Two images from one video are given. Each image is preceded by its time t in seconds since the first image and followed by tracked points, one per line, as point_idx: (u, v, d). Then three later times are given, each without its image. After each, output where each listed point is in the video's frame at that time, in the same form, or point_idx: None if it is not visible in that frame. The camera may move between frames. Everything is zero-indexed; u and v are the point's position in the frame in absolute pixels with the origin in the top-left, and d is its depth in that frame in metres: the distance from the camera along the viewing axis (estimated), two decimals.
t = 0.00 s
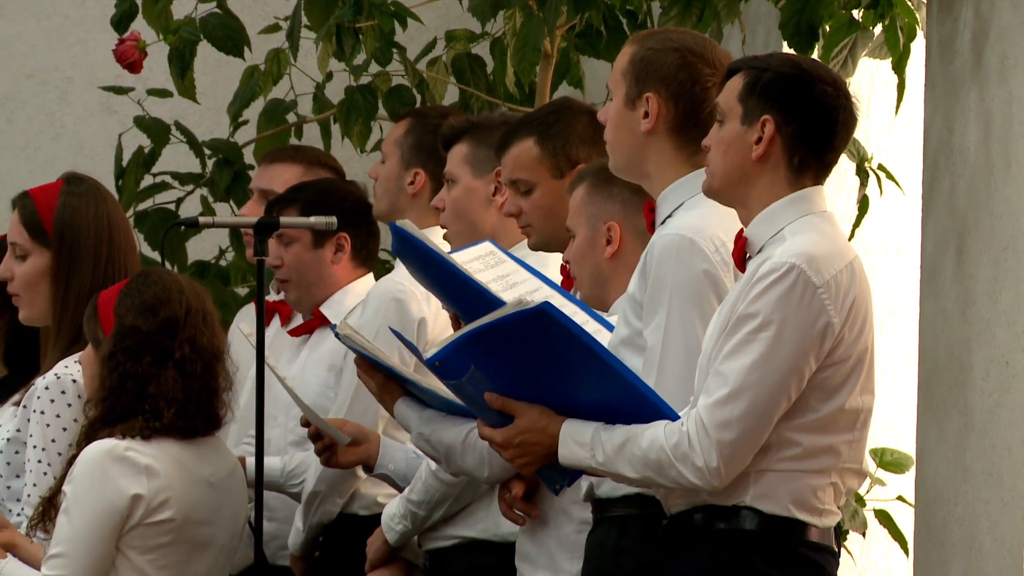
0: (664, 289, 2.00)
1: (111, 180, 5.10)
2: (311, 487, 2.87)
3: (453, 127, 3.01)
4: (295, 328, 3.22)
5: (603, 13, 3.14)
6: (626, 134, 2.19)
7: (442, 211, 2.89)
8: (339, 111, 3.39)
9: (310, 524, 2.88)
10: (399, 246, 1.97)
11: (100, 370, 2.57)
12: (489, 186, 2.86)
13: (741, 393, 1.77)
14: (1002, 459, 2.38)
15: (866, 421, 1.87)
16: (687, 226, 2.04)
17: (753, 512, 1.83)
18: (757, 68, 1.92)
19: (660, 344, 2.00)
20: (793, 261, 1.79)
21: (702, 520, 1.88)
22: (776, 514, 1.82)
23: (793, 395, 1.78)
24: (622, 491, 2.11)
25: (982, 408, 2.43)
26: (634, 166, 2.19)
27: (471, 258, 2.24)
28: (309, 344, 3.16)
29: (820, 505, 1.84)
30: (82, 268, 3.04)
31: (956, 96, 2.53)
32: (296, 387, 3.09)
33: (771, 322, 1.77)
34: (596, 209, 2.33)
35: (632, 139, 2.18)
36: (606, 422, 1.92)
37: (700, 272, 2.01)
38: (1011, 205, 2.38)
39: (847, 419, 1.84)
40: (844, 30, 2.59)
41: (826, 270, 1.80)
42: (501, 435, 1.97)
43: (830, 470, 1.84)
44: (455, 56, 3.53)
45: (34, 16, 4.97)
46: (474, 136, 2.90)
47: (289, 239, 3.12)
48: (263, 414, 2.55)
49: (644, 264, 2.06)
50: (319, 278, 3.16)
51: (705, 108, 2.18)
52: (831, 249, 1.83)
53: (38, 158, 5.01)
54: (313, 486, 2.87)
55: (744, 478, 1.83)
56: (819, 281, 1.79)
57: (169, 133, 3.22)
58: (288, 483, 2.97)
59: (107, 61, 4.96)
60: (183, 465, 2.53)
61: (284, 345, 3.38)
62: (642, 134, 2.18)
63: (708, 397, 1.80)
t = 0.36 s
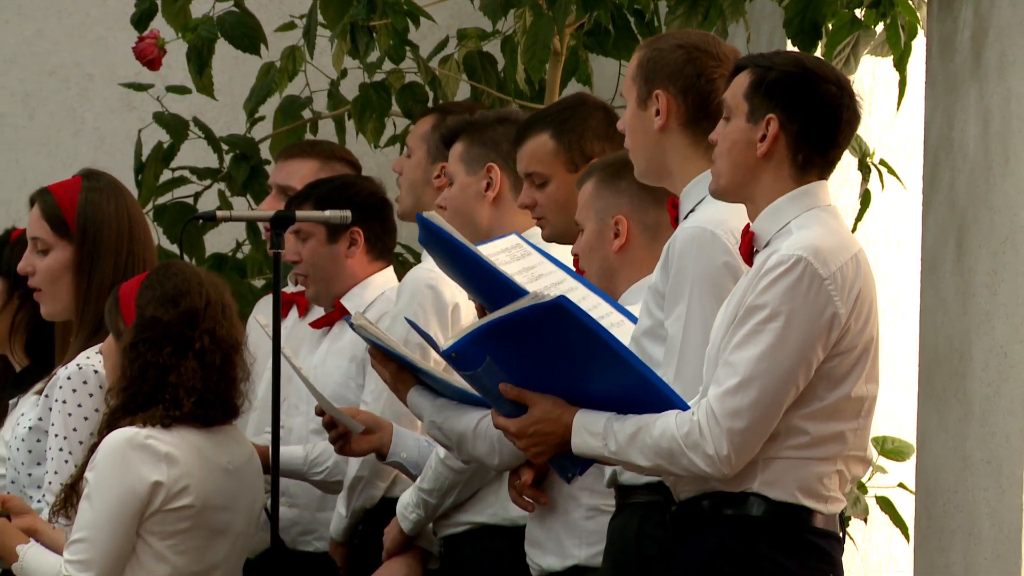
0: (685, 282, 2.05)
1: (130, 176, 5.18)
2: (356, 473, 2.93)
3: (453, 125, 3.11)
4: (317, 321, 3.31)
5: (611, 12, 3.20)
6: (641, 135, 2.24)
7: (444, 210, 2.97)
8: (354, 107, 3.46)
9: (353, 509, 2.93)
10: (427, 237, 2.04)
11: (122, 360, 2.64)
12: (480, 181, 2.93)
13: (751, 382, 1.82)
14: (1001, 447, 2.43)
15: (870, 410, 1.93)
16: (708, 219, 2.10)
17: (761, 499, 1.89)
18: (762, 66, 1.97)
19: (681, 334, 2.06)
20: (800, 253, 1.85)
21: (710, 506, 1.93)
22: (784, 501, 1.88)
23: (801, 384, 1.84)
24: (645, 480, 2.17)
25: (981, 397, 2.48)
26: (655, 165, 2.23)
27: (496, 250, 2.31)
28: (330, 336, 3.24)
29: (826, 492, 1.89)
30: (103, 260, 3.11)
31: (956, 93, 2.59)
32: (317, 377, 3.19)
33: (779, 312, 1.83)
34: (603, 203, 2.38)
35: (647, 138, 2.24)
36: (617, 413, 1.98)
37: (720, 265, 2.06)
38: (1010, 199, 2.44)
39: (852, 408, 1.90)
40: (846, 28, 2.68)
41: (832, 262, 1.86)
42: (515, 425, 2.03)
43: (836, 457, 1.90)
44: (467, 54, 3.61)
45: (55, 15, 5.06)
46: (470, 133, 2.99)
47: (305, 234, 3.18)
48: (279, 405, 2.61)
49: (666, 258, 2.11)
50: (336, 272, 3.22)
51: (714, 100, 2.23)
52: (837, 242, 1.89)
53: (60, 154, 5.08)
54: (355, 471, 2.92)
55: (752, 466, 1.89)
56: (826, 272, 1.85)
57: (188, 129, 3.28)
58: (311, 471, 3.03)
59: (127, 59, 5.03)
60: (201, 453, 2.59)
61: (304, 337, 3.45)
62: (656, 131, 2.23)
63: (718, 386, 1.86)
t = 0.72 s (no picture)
0: (705, 268, 2.11)
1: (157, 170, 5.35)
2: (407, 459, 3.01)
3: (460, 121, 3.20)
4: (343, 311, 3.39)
5: (625, 7, 3.26)
6: (658, 132, 2.30)
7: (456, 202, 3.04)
8: (375, 101, 3.53)
9: (400, 493, 3.00)
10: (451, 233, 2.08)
11: (146, 348, 2.71)
12: (485, 175, 3.00)
13: (773, 375, 1.88)
14: (1007, 432, 2.49)
15: (881, 396, 1.99)
16: (726, 210, 2.16)
17: (777, 484, 1.95)
18: (790, 61, 2.03)
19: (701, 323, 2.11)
20: (809, 244, 1.91)
21: (726, 492, 2.00)
22: (799, 486, 1.94)
23: (821, 368, 1.89)
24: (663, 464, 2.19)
25: (988, 384, 2.53)
26: (675, 161, 2.29)
27: (522, 246, 2.37)
28: (357, 325, 3.32)
29: (839, 477, 1.96)
30: (129, 250, 3.17)
31: (963, 88, 2.64)
32: (343, 365, 3.28)
33: (792, 305, 1.89)
34: (616, 196, 2.45)
35: (664, 133, 2.30)
36: (643, 417, 2.04)
37: (740, 254, 2.12)
38: (1015, 190, 2.49)
39: (865, 393, 1.97)
40: (856, 24, 2.74)
41: (841, 251, 1.92)
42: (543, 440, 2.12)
43: (849, 442, 1.96)
44: (486, 49, 3.66)
45: (83, 12, 5.30)
46: (479, 128, 3.07)
47: (328, 226, 3.26)
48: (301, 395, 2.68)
49: (685, 249, 2.17)
50: (360, 264, 3.30)
51: (727, 93, 2.29)
52: (847, 231, 1.95)
53: (89, 147, 5.29)
54: (406, 456, 3.01)
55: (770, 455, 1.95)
56: (836, 262, 1.90)
57: (213, 123, 3.35)
58: (337, 457, 3.10)
59: (151, 55, 5.25)
60: (223, 439, 2.67)
61: (328, 327, 3.54)
62: (672, 127, 2.29)
63: (741, 382, 1.91)
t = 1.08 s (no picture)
0: (711, 262, 2.18)
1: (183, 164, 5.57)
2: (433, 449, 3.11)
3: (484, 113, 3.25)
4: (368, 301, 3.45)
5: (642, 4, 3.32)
6: (667, 128, 2.37)
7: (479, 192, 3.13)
8: (396, 97, 3.60)
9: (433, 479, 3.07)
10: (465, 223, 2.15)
11: (171, 338, 2.77)
12: (510, 166, 3.08)
13: (788, 365, 1.94)
14: (1015, 419, 2.54)
15: (892, 385, 2.06)
16: (732, 205, 2.21)
17: (791, 471, 2.01)
18: (806, 57, 2.08)
19: (706, 317, 2.18)
20: (823, 237, 1.97)
21: (742, 478, 2.06)
22: (813, 473, 2.00)
23: (834, 359, 1.96)
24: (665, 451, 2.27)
25: (996, 372, 2.59)
26: (683, 156, 2.36)
27: (531, 234, 2.42)
28: (382, 316, 3.39)
29: (852, 464, 2.02)
30: (151, 243, 3.22)
31: (972, 83, 2.70)
32: (368, 353, 3.35)
33: (807, 297, 1.95)
34: (634, 189, 2.51)
35: (672, 129, 2.36)
36: (659, 405, 2.10)
37: (745, 247, 2.18)
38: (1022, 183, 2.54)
39: (878, 382, 2.03)
40: (868, 20, 2.80)
41: (854, 244, 1.98)
42: (562, 427, 2.18)
43: (862, 431, 2.03)
44: (505, 45, 3.73)
45: (114, 9, 5.55)
46: (505, 120, 3.14)
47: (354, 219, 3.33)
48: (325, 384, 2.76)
49: (692, 242, 2.23)
50: (385, 255, 3.36)
51: (734, 89, 2.35)
52: (859, 223, 2.01)
53: (119, 142, 5.56)
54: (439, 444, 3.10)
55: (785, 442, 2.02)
56: (849, 254, 1.97)
57: (239, 118, 3.42)
58: (362, 443, 3.17)
59: (177, 50, 5.52)
60: (247, 427, 2.72)
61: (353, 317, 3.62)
62: (681, 123, 2.35)
63: (757, 371, 1.97)
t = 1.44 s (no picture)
0: (717, 256, 2.24)
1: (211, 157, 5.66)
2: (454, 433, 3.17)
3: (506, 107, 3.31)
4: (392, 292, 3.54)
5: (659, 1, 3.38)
6: (676, 122, 2.45)
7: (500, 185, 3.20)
8: (419, 91, 3.67)
9: (450, 465, 3.16)
10: (479, 210, 2.23)
11: (198, 328, 2.83)
12: (532, 158, 3.15)
13: (796, 351, 2.01)
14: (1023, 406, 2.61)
15: (902, 372, 2.12)
16: (739, 199, 2.27)
17: (803, 457, 2.08)
18: (817, 53, 2.15)
19: (712, 306, 2.25)
20: (832, 227, 2.04)
21: (755, 464, 2.12)
22: (823, 459, 2.07)
23: (842, 347, 2.02)
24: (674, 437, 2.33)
25: (1006, 360, 2.66)
26: (691, 148, 2.43)
27: (543, 223, 2.49)
28: (406, 306, 3.47)
29: (862, 450, 2.08)
30: (174, 234, 3.21)
31: (980, 78, 2.76)
32: (392, 342, 3.43)
33: (815, 285, 2.02)
34: (653, 181, 2.58)
35: (680, 124, 2.44)
36: (673, 391, 2.17)
37: (751, 241, 2.24)
38: None
39: (887, 369, 2.09)
40: (880, 16, 2.86)
41: (862, 234, 2.04)
42: (581, 411, 2.25)
43: (871, 417, 2.09)
44: (525, 42, 3.80)
45: (143, 6, 5.65)
46: (524, 114, 3.20)
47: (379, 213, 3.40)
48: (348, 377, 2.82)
49: (699, 234, 2.29)
50: (408, 246, 3.44)
51: (738, 86, 2.41)
52: (868, 214, 2.07)
53: (148, 137, 5.65)
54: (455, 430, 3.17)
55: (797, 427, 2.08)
56: (858, 244, 2.03)
57: (265, 112, 3.50)
58: (387, 430, 3.24)
59: (206, 47, 5.62)
60: (271, 414, 2.78)
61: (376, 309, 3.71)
62: (688, 118, 2.43)
63: (767, 358, 2.04)
